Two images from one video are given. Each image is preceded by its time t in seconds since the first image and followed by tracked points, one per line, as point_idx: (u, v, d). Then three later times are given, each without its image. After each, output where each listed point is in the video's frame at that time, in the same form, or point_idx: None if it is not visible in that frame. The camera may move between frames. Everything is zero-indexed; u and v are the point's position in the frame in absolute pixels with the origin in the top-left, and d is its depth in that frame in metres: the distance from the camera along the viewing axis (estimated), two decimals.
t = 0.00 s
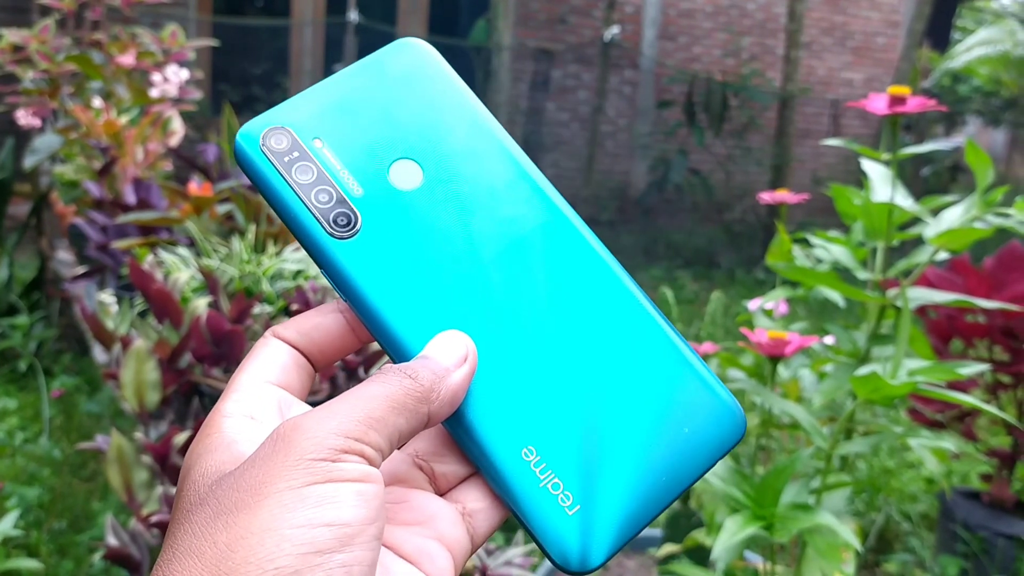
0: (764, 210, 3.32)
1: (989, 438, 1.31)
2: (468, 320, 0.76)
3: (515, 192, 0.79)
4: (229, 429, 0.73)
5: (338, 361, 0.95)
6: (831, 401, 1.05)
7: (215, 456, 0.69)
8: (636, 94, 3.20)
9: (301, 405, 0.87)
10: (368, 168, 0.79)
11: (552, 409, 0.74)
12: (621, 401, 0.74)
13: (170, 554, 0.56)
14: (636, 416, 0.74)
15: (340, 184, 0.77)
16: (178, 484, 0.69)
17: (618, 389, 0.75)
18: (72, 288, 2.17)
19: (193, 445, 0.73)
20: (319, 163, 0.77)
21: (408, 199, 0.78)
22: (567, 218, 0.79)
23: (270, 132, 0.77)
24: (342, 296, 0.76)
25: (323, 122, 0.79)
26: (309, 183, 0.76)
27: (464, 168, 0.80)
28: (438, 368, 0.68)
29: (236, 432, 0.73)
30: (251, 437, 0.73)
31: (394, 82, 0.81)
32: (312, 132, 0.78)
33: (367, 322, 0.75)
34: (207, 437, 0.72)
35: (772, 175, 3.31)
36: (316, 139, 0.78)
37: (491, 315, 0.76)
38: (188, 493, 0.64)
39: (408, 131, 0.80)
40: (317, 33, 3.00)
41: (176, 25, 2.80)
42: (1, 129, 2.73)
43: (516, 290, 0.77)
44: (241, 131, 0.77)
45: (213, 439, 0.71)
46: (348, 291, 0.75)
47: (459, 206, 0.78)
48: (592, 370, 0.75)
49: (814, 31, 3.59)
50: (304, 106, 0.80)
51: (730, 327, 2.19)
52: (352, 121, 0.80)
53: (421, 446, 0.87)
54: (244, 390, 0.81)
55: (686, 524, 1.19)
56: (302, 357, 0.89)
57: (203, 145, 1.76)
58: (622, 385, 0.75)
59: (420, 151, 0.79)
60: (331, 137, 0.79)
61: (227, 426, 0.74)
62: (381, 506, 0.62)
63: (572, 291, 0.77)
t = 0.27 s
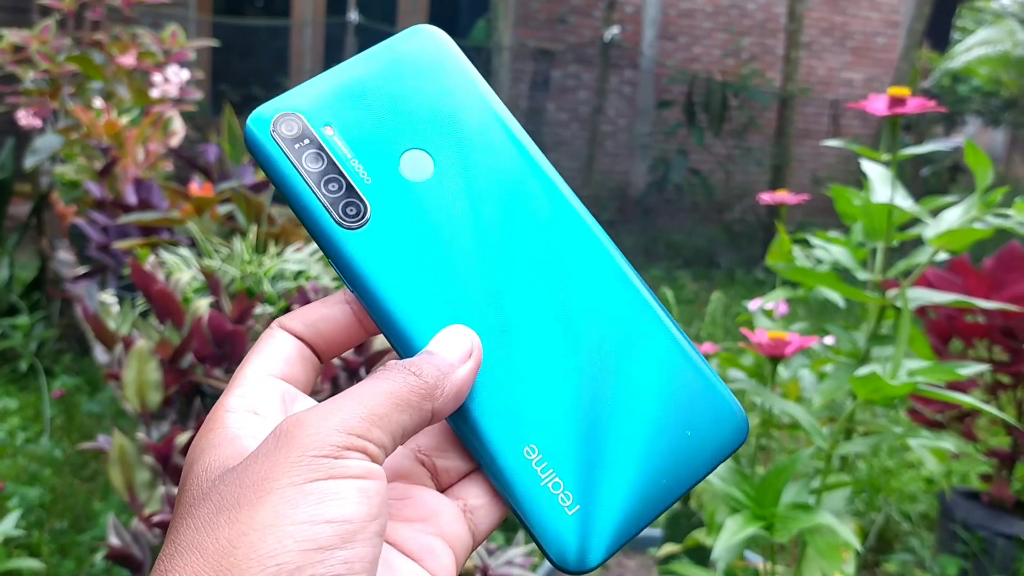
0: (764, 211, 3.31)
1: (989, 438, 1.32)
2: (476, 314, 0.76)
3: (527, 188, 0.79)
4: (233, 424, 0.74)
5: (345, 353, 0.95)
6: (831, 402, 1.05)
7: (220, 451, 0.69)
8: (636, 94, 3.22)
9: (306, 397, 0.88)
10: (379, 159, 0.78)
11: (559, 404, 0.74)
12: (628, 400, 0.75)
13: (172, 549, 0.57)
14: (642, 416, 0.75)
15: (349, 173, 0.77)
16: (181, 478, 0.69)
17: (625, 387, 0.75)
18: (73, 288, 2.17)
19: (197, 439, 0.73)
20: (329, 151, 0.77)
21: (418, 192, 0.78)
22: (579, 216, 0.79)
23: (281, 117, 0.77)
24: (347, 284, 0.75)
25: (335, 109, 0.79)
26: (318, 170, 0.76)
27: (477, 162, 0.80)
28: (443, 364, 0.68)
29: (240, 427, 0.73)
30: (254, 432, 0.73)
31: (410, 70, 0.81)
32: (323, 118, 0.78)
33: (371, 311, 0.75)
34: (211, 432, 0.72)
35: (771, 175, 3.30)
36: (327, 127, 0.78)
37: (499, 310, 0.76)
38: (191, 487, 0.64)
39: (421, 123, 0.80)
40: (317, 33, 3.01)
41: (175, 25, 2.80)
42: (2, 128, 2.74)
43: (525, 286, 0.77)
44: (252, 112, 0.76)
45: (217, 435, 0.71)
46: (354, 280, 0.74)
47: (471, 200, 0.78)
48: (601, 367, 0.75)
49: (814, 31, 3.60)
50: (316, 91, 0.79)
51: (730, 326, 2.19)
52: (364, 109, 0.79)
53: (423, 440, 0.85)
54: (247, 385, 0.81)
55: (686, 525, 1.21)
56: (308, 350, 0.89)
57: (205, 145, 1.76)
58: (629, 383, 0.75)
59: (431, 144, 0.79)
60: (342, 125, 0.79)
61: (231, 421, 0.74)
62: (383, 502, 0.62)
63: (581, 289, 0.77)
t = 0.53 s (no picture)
0: (764, 211, 3.31)
1: (989, 438, 1.32)
2: (490, 314, 0.75)
3: (554, 189, 0.77)
4: (242, 430, 0.74)
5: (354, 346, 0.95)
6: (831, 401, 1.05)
7: (228, 461, 0.69)
8: (636, 95, 3.25)
9: (314, 393, 0.88)
10: (401, 150, 0.77)
11: (572, 410, 0.74)
12: (639, 410, 0.75)
13: (179, 561, 0.57)
14: (650, 429, 0.75)
15: (368, 166, 0.76)
16: (190, 485, 0.69)
17: (637, 397, 0.75)
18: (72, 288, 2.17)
19: (207, 444, 0.74)
20: (348, 140, 0.75)
21: (437, 189, 0.76)
22: (607, 216, 0.76)
23: (304, 98, 0.75)
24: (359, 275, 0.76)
25: (360, 90, 0.77)
26: (336, 160, 0.75)
27: (502, 158, 0.77)
28: (450, 373, 0.68)
29: (250, 434, 0.73)
30: (264, 439, 0.73)
31: (442, 52, 0.77)
32: (347, 102, 0.76)
33: (382, 303, 0.75)
34: (221, 439, 0.73)
35: (771, 175, 3.27)
36: (349, 112, 0.76)
37: (514, 312, 0.75)
38: (199, 498, 0.64)
39: (447, 113, 0.77)
40: (316, 33, 3.01)
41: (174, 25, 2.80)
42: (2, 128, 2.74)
43: (543, 286, 0.76)
44: (275, 92, 0.75)
45: (227, 443, 0.72)
46: (366, 274, 0.75)
47: (492, 198, 0.76)
48: (617, 374, 0.75)
49: (814, 32, 3.60)
50: (343, 67, 0.77)
51: (731, 327, 2.19)
52: (390, 94, 0.77)
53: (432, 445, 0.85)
54: (256, 389, 0.81)
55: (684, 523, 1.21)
56: (318, 346, 0.90)
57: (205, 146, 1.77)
58: (642, 394, 0.75)
59: (453, 135, 0.77)
60: (365, 109, 0.77)
61: (241, 428, 0.74)
62: (389, 513, 0.62)
63: (605, 292, 0.76)
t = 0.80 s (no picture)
0: (764, 211, 3.31)
1: (988, 438, 1.32)
2: (485, 316, 0.74)
3: (546, 184, 0.75)
4: (243, 437, 0.74)
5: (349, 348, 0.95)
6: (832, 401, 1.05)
7: (229, 468, 0.69)
8: (636, 94, 3.25)
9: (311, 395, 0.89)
10: (391, 151, 0.75)
11: (568, 410, 0.74)
12: (632, 407, 0.75)
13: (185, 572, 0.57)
14: (644, 425, 0.76)
15: (359, 170, 0.74)
16: (192, 493, 0.69)
17: (630, 395, 0.75)
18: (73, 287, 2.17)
19: (208, 451, 0.74)
20: (338, 146, 0.74)
21: (429, 189, 0.75)
22: (600, 211, 0.76)
23: (291, 105, 0.74)
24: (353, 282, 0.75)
25: (347, 93, 0.75)
26: (327, 167, 0.74)
27: (494, 155, 0.76)
28: (450, 377, 0.67)
29: (251, 441, 0.74)
30: (265, 446, 0.74)
31: (427, 49, 0.76)
32: (334, 106, 0.75)
33: (378, 311, 0.74)
34: (222, 446, 0.73)
35: (771, 175, 3.27)
36: (337, 116, 0.75)
37: (509, 314, 0.75)
38: (201, 506, 0.65)
39: (436, 111, 0.76)
40: (316, 33, 3.01)
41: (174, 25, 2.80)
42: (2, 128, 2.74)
43: (539, 286, 0.75)
44: (260, 98, 0.73)
45: (228, 450, 0.72)
46: (361, 282, 0.74)
47: (484, 198, 0.75)
48: (610, 373, 0.75)
49: (814, 32, 3.60)
50: (328, 71, 0.75)
51: (731, 327, 2.19)
52: (377, 94, 0.76)
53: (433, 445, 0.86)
54: (255, 393, 0.81)
55: (685, 524, 1.18)
56: (314, 348, 0.90)
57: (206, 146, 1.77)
58: (635, 391, 0.76)
59: (445, 133, 0.76)
60: (353, 111, 0.75)
61: (242, 434, 0.75)
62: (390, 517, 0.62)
63: (598, 289, 0.75)
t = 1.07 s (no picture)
0: (764, 211, 3.31)
1: (987, 439, 1.33)
2: (476, 312, 0.74)
3: (532, 171, 0.75)
4: (244, 435, 0.74)
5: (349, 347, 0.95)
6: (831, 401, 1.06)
7: (229, 468, 0.69)
8: (636, 94, 3.26)
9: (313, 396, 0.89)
10: (375, 147, 0.75)
11: (565, 402, 0.74)
12: (629, 394, 0.75)
13: (183, 570, 0.57)
14: (642, 410, 0.76)
15: (342, 172, 0.74)
16: (194, 494, 0.70)
17: (626, 382, 0.75)
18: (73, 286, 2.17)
19: (210, 452, 0.75)
20: (320, 149, 0.74)
21: (414, 184, 0.75)
22: (588, 194, 0.75)
23: (269, 113, 0.74)
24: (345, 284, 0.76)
25: (325, 94, 0.75)
26: (310, 172, 0.74)
27: (477, 145, 0.75)
28: (443, 371, 0.68)
29: (252, 440, 0.74)
30: (265, 443, 0.74)
31: (404, 41, 0.75)
32: (313, 109, 0.75)
33: (372, 312, 0.75)
34: (223, 446, 0.73)
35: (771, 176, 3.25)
36: (317, 119, 0.75)
37: (500, 307, 0.74)
38: (201, 506, 0.65)
39: (417, 104, 0.75)
40: (316, 32, 3.01)
41: (175, 24, 2.80)
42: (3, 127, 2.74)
43: (530, 277, 0.75)
44: (238, 110, 0.74)
45: (229, 449, 0.72)
46: (353, 285, 0.75)
47: (470, 190, 0.74)
48: (604, 361, 0.75)
49: (813, 32, 3.60)
50: (304, 75, 0.75)
51: (731, 327, 2.19)
52: (356, 92, 0.75)
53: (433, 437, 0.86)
54: (256, 393, 0.82)
55: (686, 524, 1.16)
56: (314, 349, 0.90)
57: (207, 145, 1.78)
58: (632, 378, 0.75)
59: (429, 125, 0.75)
60: (332, 111, 0.75)
61: (243, 433, 0.75)
62: (388, 510, 0.63)
63: (590, 279, 0.75)
